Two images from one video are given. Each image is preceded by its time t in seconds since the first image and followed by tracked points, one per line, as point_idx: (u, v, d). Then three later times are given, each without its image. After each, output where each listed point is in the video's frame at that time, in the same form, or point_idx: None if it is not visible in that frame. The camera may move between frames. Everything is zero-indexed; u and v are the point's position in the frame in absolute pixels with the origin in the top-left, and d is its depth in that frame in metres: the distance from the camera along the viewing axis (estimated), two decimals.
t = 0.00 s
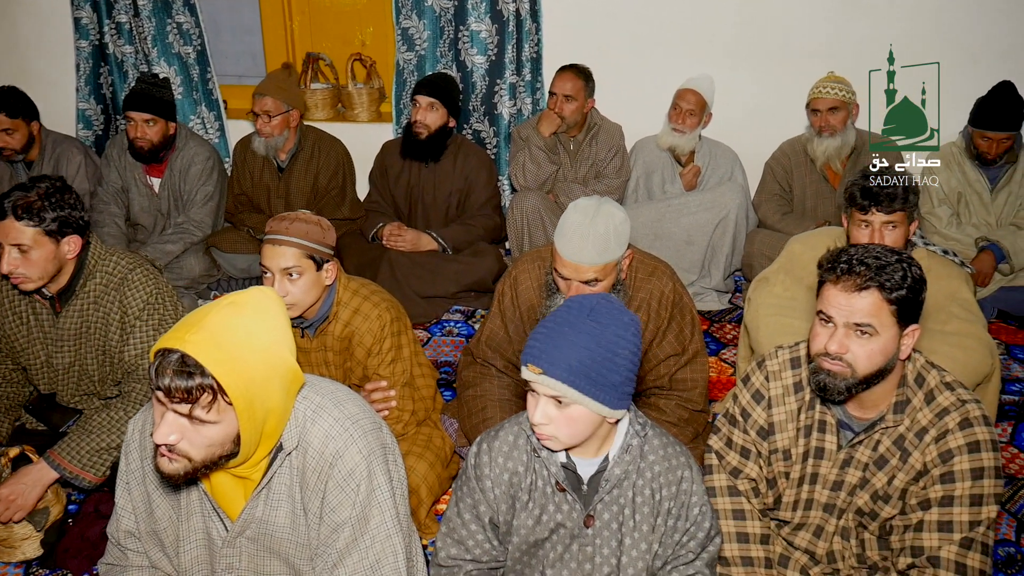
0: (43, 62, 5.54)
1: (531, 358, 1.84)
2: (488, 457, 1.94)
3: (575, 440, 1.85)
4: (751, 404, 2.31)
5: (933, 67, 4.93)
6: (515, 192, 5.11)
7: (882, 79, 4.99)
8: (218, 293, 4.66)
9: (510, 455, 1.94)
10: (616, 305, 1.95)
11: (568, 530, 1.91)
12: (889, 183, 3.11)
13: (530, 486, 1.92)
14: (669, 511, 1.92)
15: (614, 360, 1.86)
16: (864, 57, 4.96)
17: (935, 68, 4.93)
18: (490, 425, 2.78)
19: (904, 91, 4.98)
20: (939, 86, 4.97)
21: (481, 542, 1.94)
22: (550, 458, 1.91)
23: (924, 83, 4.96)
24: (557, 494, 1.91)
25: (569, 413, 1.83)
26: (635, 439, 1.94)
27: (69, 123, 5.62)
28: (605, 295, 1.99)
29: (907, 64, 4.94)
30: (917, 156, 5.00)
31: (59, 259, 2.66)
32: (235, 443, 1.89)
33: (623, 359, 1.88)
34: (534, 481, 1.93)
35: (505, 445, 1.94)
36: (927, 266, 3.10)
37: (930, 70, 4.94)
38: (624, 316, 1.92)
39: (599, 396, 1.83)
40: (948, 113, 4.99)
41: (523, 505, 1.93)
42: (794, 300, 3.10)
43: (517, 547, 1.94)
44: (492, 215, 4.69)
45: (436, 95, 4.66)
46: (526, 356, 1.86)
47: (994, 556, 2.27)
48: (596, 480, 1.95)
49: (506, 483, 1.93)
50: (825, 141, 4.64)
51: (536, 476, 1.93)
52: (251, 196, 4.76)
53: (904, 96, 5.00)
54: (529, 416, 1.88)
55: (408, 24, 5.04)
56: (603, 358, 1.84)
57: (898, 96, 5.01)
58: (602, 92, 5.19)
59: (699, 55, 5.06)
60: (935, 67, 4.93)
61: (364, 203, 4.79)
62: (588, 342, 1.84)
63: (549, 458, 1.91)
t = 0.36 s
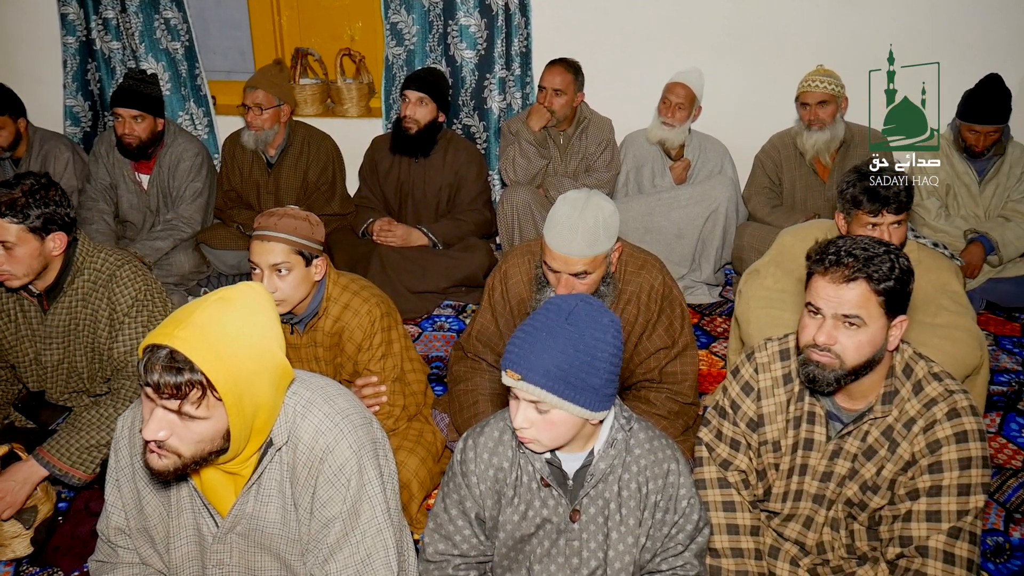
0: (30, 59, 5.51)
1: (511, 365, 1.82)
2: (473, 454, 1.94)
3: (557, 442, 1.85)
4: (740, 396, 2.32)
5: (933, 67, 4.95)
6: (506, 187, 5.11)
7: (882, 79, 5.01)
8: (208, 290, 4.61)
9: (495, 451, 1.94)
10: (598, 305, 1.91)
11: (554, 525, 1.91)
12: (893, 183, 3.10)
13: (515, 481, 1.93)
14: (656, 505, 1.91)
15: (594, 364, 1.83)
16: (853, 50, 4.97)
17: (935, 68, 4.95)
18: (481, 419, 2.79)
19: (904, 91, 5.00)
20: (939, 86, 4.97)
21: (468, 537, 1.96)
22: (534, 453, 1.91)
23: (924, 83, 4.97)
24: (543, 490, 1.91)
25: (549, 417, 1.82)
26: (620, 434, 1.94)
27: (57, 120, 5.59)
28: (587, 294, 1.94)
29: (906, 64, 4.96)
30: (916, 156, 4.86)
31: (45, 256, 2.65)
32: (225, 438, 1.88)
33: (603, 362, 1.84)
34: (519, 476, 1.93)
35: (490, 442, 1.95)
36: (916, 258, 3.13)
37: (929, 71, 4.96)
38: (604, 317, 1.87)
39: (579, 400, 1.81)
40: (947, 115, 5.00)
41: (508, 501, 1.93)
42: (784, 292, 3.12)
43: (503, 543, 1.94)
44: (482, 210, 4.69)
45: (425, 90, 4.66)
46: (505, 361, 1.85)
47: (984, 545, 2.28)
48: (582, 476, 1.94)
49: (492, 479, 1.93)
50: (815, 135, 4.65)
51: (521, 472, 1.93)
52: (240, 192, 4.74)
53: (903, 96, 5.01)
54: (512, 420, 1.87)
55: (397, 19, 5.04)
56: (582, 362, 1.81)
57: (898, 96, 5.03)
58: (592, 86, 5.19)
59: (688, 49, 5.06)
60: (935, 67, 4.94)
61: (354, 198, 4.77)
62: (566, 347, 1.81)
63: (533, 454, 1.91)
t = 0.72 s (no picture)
0: (19, 55, 5.47)
1: (492, 376, 1.79)
2: (459, 465, 1.91)
3: (542, 453, 1.81)
4: (730, 391, 2.34)
5: (933, 67, 4.96)
6: (497, 183, 5.11)
7: (882, 79, 5.02)
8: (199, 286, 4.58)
9: (482, 463, 1.91)
10: (580, 311, 1.86)
11: (543, 537, 1.90)
12: (888, 182, 3.08)
13: (502, 494, 1.91)
14: (646, 514, 1.91)
15: (577, 374, 1.78)
16: (843, 45, 4.98)
17: (934, 68, 4.96)
18: (472, 416, 2.78)
19: (904, 91, 5.02)
20: (939, 86, 4.99)
21: (457, 549, 1.92)
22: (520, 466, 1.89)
23: (924, 83, 4.99)
24: (531, 503, 1.90)
25: (533, 428, 1.78)
26: (608, 443, 1.92)
27: (47, 117, 5.57)
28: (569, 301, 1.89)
29: (906, 64, 4.98)
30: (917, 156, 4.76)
31: (31, 255, 2.62)
32: (215, 434, 1.88)
33: (587, 371, 1.80)
34: (506, 489, 1.91)
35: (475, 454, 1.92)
36: (906, 254, 3.14)
37: (930, 71, 4.97)
38: (586, 325, 1.83)
39: (562, 411, 1.77)
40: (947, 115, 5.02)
41: (495, 514, 1.91)
42: (775, 286, 3.13)
43: (492, 555, 1.92)
44: (474, 206, 4.69)
45: (417, 86, 4.66)
46: (486, 371, 1.80)
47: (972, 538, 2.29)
48: (570, 488, 1.93)
49: (479, 492, 1.90)
50: (805, 130, 4.66)
51: (508, 484, 1.91)
52: (231, 187, 4.72)
53: (903, 96, 5.04)
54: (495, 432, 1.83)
55: (388, 15, 5.02)
56: (564, 373, 1.77)
57: (898, 96, 5.04)
58: (583, 82, 5.20)
59: (679, 45, 5.07)
60: (935, 67, 4.96)
61: (346, 195, 4.77)
62: (547, 357, 1.77)
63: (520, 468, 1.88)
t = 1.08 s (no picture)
0: (6, 56, 5.45)
1: (472, 390, 1.75)
2: (441, 477, 1.90)
3: (526, 466, 1.79)
4: (720, 387, 2.34)
5: (933, 67, 4.99)
6: (488, 181, 5.12)
7: (882, 79, 5.05)
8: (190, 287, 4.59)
9: (464, 476, 1.89)
10: (562, 320, 1.81)
11: (530, 547, 1.90)
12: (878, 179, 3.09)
13: (486, 507, 1.90)
14: (632, 521, 1.90)
15: (559, 386, 1.75)
16: (832, 42, 5.00)
17: (934, 68, 4.99)
18: (464, 416, 2.78)
19: (904, 91, 5.05)
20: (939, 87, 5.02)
21: (442, 558, 1.93)
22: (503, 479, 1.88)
23: (924, 83, 5.02)
24: (516, 514, 1.89)
25: (515, 442, 1.75)
26: (592, 450, 1.91)
27: (36, 118, 5.55)
28: (551, 308, 1.84)
29: (906, 64, 5.01)
30: (917, 156, 4.73)
31: (15, 256, 2.60)
32: (205, 435, 1.88)
33: (569, 383, 1.76)
34: (491, 502, 1.90)
35: (457, 466, 1.90)
36: (897, 249, 3.15)
37: (930, 70, 5.00)
38: (567, 335, 1.78)
39: (545, 424, 1.74)
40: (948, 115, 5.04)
41: (480, 527, 1.90)
42: (766, 283, 3.14)
43: (478, 567, 1.92)
44: (464, 204, 4.69)
45: (406, 84, 4.65)
46: (466, 385, 1.77)
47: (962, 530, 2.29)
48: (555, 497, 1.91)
49: (462, 504, 1.89)
50: (795, 126, 4.67)
51: (491, 497, 1.90)
52: (221, 187, 4.71)
53: (903, 96, 5.07)
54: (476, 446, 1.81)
55: (377, 14, 5.00)
56: (545, 385, 1.73)
57: (898, 96, 5.08)
58: (573, 80, 5.20)
59: (669, 42, 5.08)
60: (935, 67, 4.99)
61: (337, 194, 4.78)
62: (528, 370, 1.73)
63: (503, 481, 1.87)
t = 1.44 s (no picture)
0: None
1: (451, 402, 1.75)
2: (423, 481, 1.89)
3: (508, 475, 1.79)
4: (711, 383, 2.35)
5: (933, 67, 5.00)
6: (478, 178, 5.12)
7: (882, 79, 5.06)
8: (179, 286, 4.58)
9: (445, 483, 1.89)
10: (541, 326, 1.79)
11: (513, 554, 1.92)
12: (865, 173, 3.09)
13: (467, 514, 1.90)
14: (614, 527, 1.90)
15: (538, 396, 1.74)
16: (820, 38, 5.01)
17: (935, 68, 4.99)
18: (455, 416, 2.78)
19: (904, 91, 5.05)
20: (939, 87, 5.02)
21: (425, 563, 1.91)
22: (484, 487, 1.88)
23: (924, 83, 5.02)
24: (498, 522, 1.90)
25: (495, 454, 1.75)
26: (573, 456, 1.90)
27: (23, 117, 5.52)
28: (531, 314, 1.82)
29: (907, 64, 5.01)
30: (917, 156, 4.73)
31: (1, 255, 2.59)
32: (193, 434, 1.87)
33: (548, 392, 1.75)
34: (472, 509, 1.90)
35: (439, 470, 1.90)
36: (885, 244, 3.16)
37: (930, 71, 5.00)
38: (546, 343, 1.77)
39: (525, 434, 1.74)
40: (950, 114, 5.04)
41: (461, 534, 1.90)
42: (753, 279, 3.16)
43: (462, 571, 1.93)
44: (455, 201, 4.68)
45: (395, 82, 4.65)
46: (444, 396, 1.77)
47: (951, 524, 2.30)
48: (536, 504, 1.91)
49: (442, 510, 1.89)
50: (784, 122, 4.68)
51: (472, 504, 1.90)
52: (211, 186, 4.70)
53: (903, 96, 5.07)
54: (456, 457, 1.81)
55: (366, 11, 4.99)
56: (523, 397, 1.73)
57: (898, 96, 5.08)
58: (562, 77, 5.21)
59: (658, 38, 5.08)
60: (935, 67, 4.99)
61: (327, 192, 4.76)
62: (505, 381, 1.72)
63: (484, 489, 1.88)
